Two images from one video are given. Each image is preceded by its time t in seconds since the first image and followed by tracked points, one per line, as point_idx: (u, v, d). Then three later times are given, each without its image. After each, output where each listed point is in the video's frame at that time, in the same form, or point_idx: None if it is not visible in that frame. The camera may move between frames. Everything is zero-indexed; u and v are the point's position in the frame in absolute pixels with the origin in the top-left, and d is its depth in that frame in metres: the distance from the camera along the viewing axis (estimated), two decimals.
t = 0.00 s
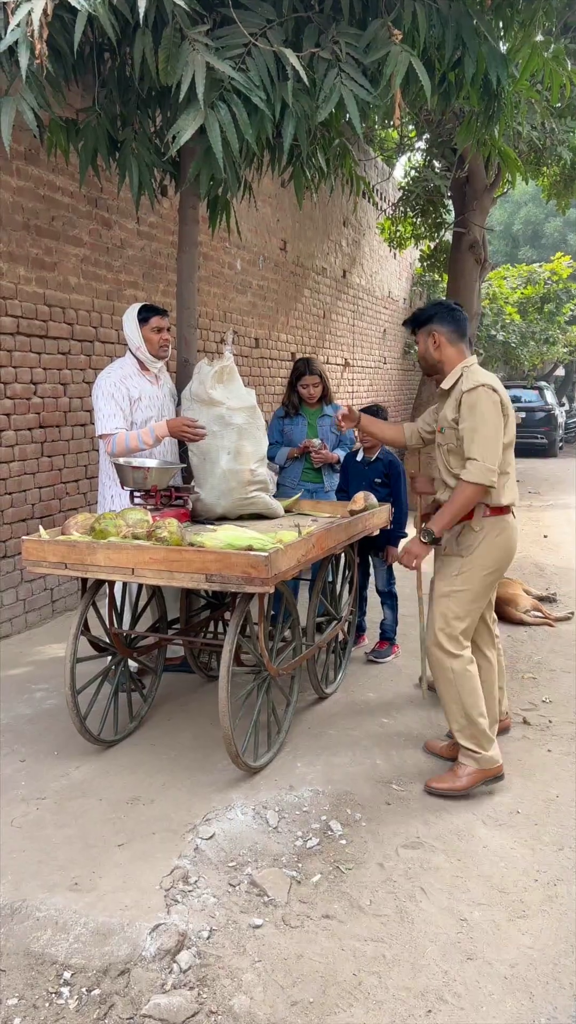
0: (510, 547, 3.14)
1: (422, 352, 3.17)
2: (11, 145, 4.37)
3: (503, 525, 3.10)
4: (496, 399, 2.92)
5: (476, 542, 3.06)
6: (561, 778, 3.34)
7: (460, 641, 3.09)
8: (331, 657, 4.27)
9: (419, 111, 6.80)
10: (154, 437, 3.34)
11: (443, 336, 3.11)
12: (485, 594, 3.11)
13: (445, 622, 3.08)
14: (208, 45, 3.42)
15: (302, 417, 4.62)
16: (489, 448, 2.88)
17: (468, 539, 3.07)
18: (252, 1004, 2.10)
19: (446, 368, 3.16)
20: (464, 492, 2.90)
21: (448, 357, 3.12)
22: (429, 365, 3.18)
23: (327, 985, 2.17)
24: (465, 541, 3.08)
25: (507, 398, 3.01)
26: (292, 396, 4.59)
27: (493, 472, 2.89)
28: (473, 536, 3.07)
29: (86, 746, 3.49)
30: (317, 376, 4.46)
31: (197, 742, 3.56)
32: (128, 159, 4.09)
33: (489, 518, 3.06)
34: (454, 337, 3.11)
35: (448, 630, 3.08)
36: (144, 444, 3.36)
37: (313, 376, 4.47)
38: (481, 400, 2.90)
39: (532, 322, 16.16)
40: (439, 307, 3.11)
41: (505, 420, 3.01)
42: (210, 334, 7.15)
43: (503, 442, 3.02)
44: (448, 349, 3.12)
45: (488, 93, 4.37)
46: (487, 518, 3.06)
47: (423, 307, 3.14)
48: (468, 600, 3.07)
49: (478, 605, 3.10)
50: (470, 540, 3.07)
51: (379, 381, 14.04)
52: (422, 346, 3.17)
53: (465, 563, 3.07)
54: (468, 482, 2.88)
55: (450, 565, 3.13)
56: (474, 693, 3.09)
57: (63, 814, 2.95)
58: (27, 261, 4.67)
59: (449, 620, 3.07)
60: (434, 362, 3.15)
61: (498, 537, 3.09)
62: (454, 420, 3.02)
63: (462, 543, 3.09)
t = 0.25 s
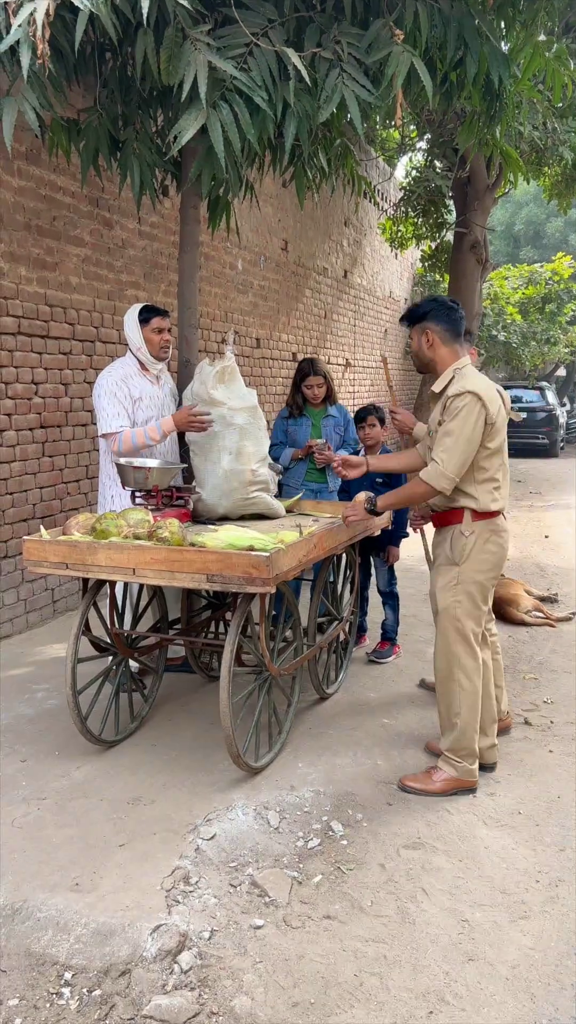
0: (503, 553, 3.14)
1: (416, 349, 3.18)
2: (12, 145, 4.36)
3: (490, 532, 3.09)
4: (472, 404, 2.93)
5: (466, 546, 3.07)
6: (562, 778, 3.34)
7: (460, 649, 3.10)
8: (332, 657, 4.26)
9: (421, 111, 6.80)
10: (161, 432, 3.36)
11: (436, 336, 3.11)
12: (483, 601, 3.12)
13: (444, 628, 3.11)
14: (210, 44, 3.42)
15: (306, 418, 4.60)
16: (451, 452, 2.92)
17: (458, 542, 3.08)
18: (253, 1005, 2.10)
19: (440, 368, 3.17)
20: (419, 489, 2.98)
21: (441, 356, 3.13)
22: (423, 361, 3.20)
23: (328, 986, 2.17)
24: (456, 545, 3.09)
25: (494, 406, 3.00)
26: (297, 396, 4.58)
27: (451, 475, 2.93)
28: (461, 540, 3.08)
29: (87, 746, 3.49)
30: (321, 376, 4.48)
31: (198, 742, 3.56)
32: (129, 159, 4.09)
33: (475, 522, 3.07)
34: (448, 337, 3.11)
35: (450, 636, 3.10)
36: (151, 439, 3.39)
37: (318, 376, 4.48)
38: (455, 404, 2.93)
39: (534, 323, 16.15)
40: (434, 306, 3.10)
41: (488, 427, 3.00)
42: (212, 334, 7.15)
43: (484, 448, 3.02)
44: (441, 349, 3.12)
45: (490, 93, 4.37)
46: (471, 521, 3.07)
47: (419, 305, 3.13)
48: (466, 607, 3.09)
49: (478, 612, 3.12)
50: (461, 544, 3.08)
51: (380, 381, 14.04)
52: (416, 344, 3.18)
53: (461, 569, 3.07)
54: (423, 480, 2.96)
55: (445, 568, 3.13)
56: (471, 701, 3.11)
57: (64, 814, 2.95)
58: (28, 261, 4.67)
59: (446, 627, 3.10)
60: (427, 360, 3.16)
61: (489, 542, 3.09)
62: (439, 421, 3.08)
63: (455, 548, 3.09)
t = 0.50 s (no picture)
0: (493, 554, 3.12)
1: (406, 348, 3.18)
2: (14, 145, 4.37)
3: (477, 535, 3.07)
4: (444, 410, 2.91)
5: (450, 550, 3.07)
6: (564, 778, 3.34)
7: (457, 652, 3.09)
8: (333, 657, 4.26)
9: (423, 111, 6.79)
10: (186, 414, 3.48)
11: (425, 338, 3.09)
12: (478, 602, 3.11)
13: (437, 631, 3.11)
14: (212, 45, 3.42)
15: (310, 418, 4.60)
16: (420, 455, 2.94)
17: (443, 546, 3.09)
18: (255, 1005, 2.10)
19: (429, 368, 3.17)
20: (389, 490, 3.05)
21: (430, 357, 3.13)
22: (412, 360, 3.19)
23: (330, 986, 2.17)
24: (441, 549, 3.10)
25: (472, 410, 2.96)
26: (300, 396, 4.58)
27: (419, 478, 2.96)
28: (446, 543, 3.08)
29: (89, 746, 3.49)
30: (325, 376, 4.48)
31: (199, 742, 3.56)
32: (131, 159, 4.09)
33: (458, 524, 3.06)
34: (437, 339, 3.09)
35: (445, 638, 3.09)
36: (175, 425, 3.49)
37: (322, 376, 4.48)
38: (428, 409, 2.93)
39: (535, 323, 16.15)
40: (423, 308, 3.06)
41: (466, 432, 2.97)
42: (213, 334, 7.15)
43: (462, 449, 3.01)
44: (430, 351, 3.12)
45: (492, 94, 4.37)
46: (454, 523, 3.07)
47: (408, 304, 3.10)
48: (458, 610, 3.08)
49: (473, 615, 3.11)
50: (446, 548, 3.08)
51: (381, 382, 14.03)
52: (406, 344, 3.17)
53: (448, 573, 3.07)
54: (393, 481, 3.02)
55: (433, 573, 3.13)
56: (471, 702, 3.10)
57: (66, 814, 2.95)
58: (30, 261, 4.67)
59: (438, 631, 3.10)
60: (416, 360, 3.16)
61: (477, 544, 3.07)
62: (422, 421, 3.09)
63: (441, 552, 3.10)
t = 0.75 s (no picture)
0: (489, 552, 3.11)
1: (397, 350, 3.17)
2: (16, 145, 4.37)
3: (472, 534, 3.07)
4: (434, 413, 2.92)
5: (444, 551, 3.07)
6: (565, 779, 3.34)
7: (455, 652, 3.10)
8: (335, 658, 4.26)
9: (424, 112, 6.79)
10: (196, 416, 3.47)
11: (416, 342, 3.09)
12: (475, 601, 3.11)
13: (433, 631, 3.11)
14: (214, 46, 3.42)
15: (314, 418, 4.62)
16: (410, 457, 2.95)
17: (438, 546, 3.09)
18: (256, 1006, 2.10)
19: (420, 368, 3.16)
20: (380, 490, 3.07)
21: (421, 360, 3.13)
22: (403, 361, 3.19)
23: (331, 987, 2.17)
24: (436, 549, 3.10)
25: (463, 412, 2.96)
26: (305, 395, 4.60)
27: (409, 479, 2.97)
28: (440, 543, 3.09)
29: (90, 746, 3.49)
30: (329, 373, 4.51)
31: (200, 742, 3.56)
32: (132, 160, 4.09)
33: (452, 525, 3.07)
34: (429, 343, 3.10)
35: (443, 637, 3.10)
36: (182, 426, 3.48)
37: (326, 374, 4.51)
38: (418, 411, 2.94)
39: (537, 323, 16.15)
40: (415, 313, 3.05)
41: (457, 433, 2.97)
42: (215, 334, 7.15)
43: (454, 451, 3.01)
44: (421, 355, 3.12)
45: (494, 95, 4.37)
46: (448, 524, 3.08)
47: (399, 308, 3.07)
48: (455, 610, 3.09)
49: (471, 614, 3.11)
50: (440, 548, 3.09)
51: (383, 382, 14.03)
52: (397, 345, 3.16)
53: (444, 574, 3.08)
54: (384, 482, 3.04)
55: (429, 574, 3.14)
56: (470, 702, 3.10)
57: (67, 815, 2.95)
58: (32, 261, 4.67)
59: (435, 632, 3.10)
60: (407, 362, 3.16)
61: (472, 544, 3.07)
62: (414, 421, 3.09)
63: (435, 553, 3.10)
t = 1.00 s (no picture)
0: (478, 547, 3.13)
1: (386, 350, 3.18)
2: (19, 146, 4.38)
3: (467, 529, 3.09)
4: (440, 411, 2.92)
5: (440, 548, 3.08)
6: (567, 780, 3.34)
7: (453, 648, 3.11)
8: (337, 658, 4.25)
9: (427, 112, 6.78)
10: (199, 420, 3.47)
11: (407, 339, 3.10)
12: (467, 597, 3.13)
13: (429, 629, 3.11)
14: (216, 46, 3.42)
15: (318, 418, 4.62)
16: (416, 455, 2.93)
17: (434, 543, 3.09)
18: (258, 1007, 2.10)
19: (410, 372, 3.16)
20: (386, 490, 3.00)
21: (410, 359, 3.13)
22: (392, 361, 3.18)
23: (333, 988, 2.17)
24: (432, 546, 3.10)
25: (464, 411, 2.99)
26: (308, 393, 4.61)
27: (414, 479, 2.95)
28: (437, 540, 3.08)
29: (92, 746, 3.49)
30: (332, 371, 4.51)
31: (202, 742, 3.56)
32: (135, 160, 4.09)
33: (448, 522, 3.07)
34: (419, 340, 3.10)
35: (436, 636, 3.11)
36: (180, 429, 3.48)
37: (329, 372, 4.51)
38: (423, 409, 2.93)
39: (538, 323, 16.14)
40: (406, 308, 3.08)
41: (457, 431, 2.99)
42: (217, 335, 7.15)
43: (453, 447, 3.02)
44: (411, 353, 3.12)
45: (496, 95, 4.37)
46: (444, 523, 3.08)
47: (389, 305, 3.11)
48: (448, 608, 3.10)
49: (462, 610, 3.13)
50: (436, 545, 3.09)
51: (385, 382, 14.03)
52: (386, 347, 3.16)
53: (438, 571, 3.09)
54: (390, 481, 2.98)
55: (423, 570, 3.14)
56: (468, 697, 3.10)
57: (69, 815, 2.95)
58: (34, 262, 4.67)
59: (432, 628, 3.10)
60: (397, 361, 3.16)
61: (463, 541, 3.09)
62: (409, 421, 3.08)
63: (431, 550, 3.10)
